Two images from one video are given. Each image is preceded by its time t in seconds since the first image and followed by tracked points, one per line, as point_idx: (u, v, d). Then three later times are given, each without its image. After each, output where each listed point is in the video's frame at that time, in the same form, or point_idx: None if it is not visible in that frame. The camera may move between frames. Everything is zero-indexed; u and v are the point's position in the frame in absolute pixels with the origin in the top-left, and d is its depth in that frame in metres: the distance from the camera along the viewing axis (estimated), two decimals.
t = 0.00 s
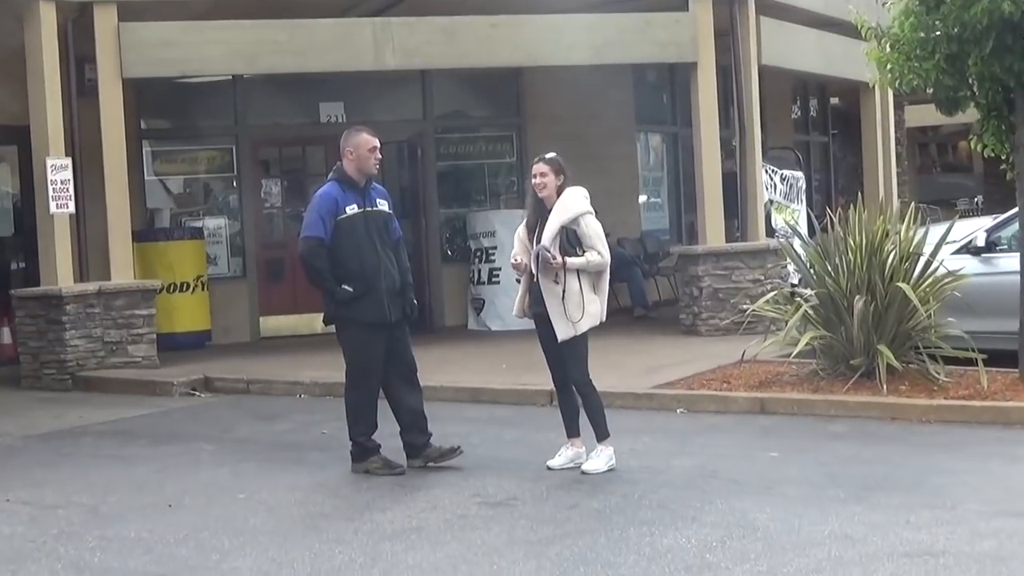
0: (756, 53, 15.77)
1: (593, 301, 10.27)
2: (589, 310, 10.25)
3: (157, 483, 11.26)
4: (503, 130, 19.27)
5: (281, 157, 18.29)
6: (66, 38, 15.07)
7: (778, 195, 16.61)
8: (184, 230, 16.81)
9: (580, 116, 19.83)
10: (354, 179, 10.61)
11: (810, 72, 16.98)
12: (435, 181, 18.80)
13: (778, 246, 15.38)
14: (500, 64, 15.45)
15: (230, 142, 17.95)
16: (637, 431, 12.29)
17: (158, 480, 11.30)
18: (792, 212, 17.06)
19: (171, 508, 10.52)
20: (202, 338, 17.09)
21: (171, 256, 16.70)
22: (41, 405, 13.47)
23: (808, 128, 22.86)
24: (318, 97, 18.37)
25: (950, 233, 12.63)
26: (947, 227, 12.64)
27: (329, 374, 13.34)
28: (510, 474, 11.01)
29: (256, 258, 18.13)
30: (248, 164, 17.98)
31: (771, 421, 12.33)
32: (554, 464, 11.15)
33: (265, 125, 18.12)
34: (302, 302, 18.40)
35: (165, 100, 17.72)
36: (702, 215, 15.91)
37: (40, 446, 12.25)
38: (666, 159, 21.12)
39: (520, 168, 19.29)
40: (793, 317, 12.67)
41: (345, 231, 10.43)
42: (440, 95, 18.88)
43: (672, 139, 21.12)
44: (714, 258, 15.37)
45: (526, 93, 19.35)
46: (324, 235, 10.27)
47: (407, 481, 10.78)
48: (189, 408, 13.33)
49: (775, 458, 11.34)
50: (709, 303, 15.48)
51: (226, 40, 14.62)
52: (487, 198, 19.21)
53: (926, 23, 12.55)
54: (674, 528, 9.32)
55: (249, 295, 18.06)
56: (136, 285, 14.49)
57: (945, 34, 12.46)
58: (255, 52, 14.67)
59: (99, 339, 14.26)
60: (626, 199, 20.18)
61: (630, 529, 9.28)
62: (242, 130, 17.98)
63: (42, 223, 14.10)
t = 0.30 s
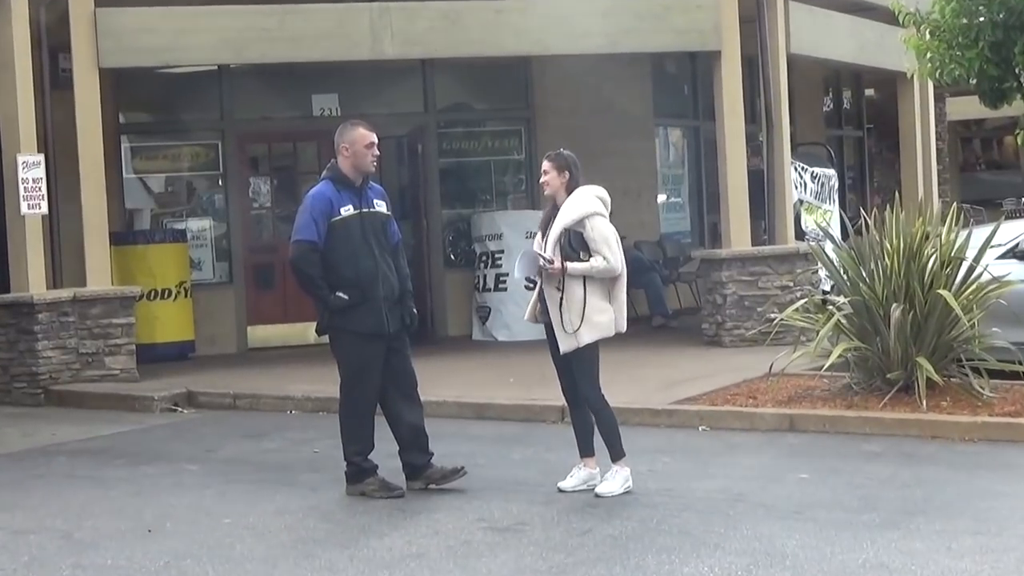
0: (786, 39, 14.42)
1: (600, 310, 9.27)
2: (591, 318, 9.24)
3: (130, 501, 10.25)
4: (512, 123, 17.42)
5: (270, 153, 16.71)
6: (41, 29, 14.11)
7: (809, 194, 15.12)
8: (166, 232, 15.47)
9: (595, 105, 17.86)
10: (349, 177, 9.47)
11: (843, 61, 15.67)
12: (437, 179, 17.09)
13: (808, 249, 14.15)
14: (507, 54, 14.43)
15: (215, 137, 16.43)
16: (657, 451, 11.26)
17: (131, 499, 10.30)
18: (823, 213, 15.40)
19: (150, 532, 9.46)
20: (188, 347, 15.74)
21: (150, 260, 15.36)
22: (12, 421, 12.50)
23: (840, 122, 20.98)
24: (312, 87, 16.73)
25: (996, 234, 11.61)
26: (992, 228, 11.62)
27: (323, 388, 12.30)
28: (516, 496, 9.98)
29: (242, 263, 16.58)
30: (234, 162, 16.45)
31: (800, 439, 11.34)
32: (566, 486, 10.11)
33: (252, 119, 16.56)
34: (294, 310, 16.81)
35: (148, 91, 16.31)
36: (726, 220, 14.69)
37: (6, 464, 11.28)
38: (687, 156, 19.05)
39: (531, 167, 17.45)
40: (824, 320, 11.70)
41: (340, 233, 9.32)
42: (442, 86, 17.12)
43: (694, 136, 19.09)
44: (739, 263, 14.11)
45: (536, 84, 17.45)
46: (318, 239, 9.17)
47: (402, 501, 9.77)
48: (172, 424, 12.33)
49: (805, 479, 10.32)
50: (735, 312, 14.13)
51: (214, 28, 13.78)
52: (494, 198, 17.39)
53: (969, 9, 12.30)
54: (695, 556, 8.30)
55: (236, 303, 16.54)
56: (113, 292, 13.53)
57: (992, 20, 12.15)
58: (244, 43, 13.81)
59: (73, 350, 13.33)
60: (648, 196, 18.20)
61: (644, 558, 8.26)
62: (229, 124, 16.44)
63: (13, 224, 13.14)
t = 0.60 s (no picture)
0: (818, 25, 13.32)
1: (614, 314, 8.35)
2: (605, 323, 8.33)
3: (104, 520, 9.27)
4: (522, 117, 15.88)
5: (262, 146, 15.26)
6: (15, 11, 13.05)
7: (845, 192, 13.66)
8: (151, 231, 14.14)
9: (611, 98, 16.40)
10: (348, 173, 8.53)
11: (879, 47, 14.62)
12: (442, 175, 15.55)
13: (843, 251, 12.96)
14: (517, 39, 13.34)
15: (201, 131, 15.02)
16: (680, 470, 10.27)
17: (105, 518, 9.33)
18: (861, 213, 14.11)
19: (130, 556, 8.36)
20: (171, 356, 14.41)
21: (131, 263, 13.98)
22: None
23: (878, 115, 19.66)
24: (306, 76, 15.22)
25: None
26: None
27: (318, 401, 11.33)
28: (525, 517, 8.96)
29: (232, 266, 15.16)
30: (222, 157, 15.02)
31: (833, 457, 10.37)
32: (580, 507, 9.05)
33: (241, 110, 15.11)
34: (287, 317, 15.30)
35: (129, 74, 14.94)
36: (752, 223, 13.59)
37: None
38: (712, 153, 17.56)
39: (543, 163, 15.92)
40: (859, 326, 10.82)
41: (336, 233, 8.40)
42: (446, 74, 15.56)
43: (719, 129, 17.62)
44: (768, 266, 12.95)
45: (548, 72, 15.91)
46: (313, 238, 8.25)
47: (401, 522, 8.72)
48: (153, 438, 11.35)
49: (840, 501, 9.33)
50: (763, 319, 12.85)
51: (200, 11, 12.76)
52: (503, 196, 15.86)
53: None
54: None
55: (224, 309, 15.12)
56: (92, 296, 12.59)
57: None
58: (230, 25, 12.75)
59: (47, 358, 12.42)
60: (669, 195, 16.77)
61: None
62: (218, 116, 15.03)
63: None
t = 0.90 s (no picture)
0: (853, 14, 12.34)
1: (630, 324, 7.51)
2: (620, 333, 7.48)
3: (76, 541, 8.41)
4: (533, 108, 14.72)
5: (250, 140, 14.20)
6: None
7: (878, 190, 13.02)
8: (132, 230, 13.19)
9: (625, 87, 15.16)
10: (342, 168, 7.70)
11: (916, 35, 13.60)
12: (443, 169, 14.45)
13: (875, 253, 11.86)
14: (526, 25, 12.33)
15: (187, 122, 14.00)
16: (701, 489, 9.41)
17: (77, 538, 8.47)
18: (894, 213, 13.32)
19: None
20: (152, 364, 13.48)
21: (107, 262, 13.08)
22: None
23: (915, 106, 18.22)
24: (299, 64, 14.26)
25: None
26: None
27: (309, 413, 10.50)
28: (532, 539, 8.10)
29: (218, 268, 14.06)
30: (207, 151, 13.95)
31: (864, 476, 9.52)
32: (590, 529, 8.15)
33: (227, 99, 14.05)
34: (276, 322, 14.20)
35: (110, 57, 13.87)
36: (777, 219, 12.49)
37: None
38: (737, 148, 16.15)
39: (552, 157, 14.77)
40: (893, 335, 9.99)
41: (331, 231, 7.57)
42: (448, 64, 14.47)
43: (742, 122, 16.24)
44: (795, 269, 11.83)
45: (560, 61, 14.76)
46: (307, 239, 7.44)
47: (399, 545, 7.81)
48: (132, 452, 10.48)
49: (872, 522, 8.47)
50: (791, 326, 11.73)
51: None
52: (509, 193, 14.70)
53: None
54: None
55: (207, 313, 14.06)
56: (68, 300, 11.71)
57: None
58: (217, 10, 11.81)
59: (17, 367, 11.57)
60: (688, 193, 15.44)
61: None
62: (202, 106, 13.95)
63: None
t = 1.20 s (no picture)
0: None
1: (645, 334, 6.73)
2: (637, 343, 6.69)
3: (39, 564, 7.58)
4: (540, 99, 13.34)
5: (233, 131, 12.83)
6: None
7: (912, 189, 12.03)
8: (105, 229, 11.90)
9: (638, 75, 13.70)
10: (333, 164, 6.86)
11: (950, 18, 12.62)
12: (442, 165, 13.08)
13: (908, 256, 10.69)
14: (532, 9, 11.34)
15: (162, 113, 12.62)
16: (721, 511, 8.58)
17: (41, 562, 7.66)
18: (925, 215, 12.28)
19: None
20: (127, 376, 12.16)
21: (81, 265, 11.77)
22: None
23: (952, 97, 17.20)
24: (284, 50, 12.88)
25: None
26: None
27: (295, 429, 9.71)
28: (536, 566, 7.25)
29: (197, 269, 12.73)
30: (185, 143, 12.61)
31: (893, 497, 8.69)
32: (599, 555, 7.19)
33: (204, 88, 12.69)
34: (260, 330, 12.88)
35: (67, 40, 12.48)
36: (804, 215, 10.83)
37: None
38: (757, 139, 14.74)
39: (559, 153, 13.37)
40: (926, 346, 9.19)
41: (319, 230, 6.75)
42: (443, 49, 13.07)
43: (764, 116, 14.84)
44: (819, 273, 10.69)
45: (567, 49, 13.33)
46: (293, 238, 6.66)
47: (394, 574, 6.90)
48: (106, 467, 9.65)
49: (903, 547, 7.63)
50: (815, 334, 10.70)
51: None
52: (512, 189, 13.29)
53: None
54: None
55: (185, 319, 12.72)
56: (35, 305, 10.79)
57: None
58: None
59: None
60: (706, 191, 14.03)
61: None
62: (181, 96, 12.62)
63: None
